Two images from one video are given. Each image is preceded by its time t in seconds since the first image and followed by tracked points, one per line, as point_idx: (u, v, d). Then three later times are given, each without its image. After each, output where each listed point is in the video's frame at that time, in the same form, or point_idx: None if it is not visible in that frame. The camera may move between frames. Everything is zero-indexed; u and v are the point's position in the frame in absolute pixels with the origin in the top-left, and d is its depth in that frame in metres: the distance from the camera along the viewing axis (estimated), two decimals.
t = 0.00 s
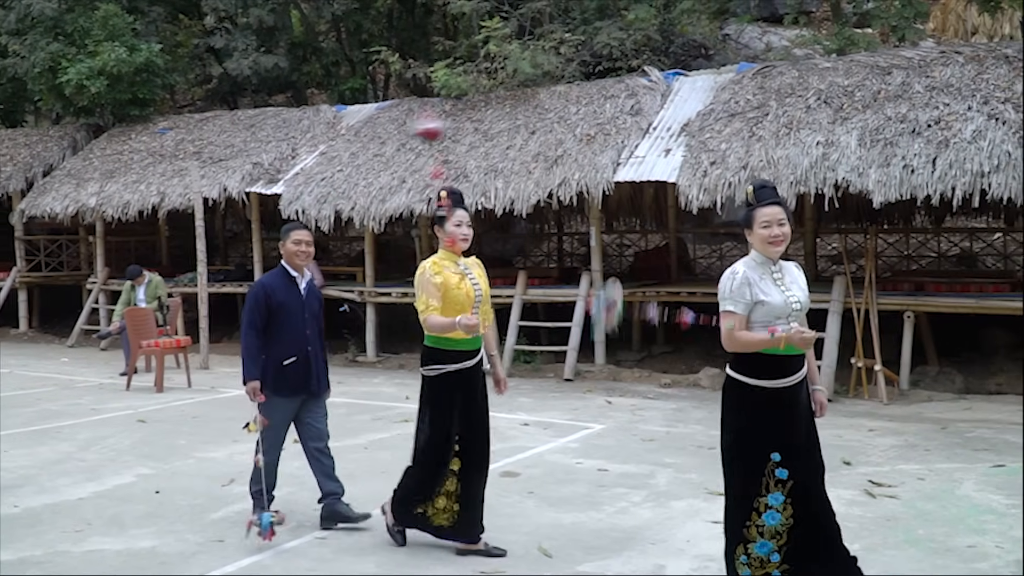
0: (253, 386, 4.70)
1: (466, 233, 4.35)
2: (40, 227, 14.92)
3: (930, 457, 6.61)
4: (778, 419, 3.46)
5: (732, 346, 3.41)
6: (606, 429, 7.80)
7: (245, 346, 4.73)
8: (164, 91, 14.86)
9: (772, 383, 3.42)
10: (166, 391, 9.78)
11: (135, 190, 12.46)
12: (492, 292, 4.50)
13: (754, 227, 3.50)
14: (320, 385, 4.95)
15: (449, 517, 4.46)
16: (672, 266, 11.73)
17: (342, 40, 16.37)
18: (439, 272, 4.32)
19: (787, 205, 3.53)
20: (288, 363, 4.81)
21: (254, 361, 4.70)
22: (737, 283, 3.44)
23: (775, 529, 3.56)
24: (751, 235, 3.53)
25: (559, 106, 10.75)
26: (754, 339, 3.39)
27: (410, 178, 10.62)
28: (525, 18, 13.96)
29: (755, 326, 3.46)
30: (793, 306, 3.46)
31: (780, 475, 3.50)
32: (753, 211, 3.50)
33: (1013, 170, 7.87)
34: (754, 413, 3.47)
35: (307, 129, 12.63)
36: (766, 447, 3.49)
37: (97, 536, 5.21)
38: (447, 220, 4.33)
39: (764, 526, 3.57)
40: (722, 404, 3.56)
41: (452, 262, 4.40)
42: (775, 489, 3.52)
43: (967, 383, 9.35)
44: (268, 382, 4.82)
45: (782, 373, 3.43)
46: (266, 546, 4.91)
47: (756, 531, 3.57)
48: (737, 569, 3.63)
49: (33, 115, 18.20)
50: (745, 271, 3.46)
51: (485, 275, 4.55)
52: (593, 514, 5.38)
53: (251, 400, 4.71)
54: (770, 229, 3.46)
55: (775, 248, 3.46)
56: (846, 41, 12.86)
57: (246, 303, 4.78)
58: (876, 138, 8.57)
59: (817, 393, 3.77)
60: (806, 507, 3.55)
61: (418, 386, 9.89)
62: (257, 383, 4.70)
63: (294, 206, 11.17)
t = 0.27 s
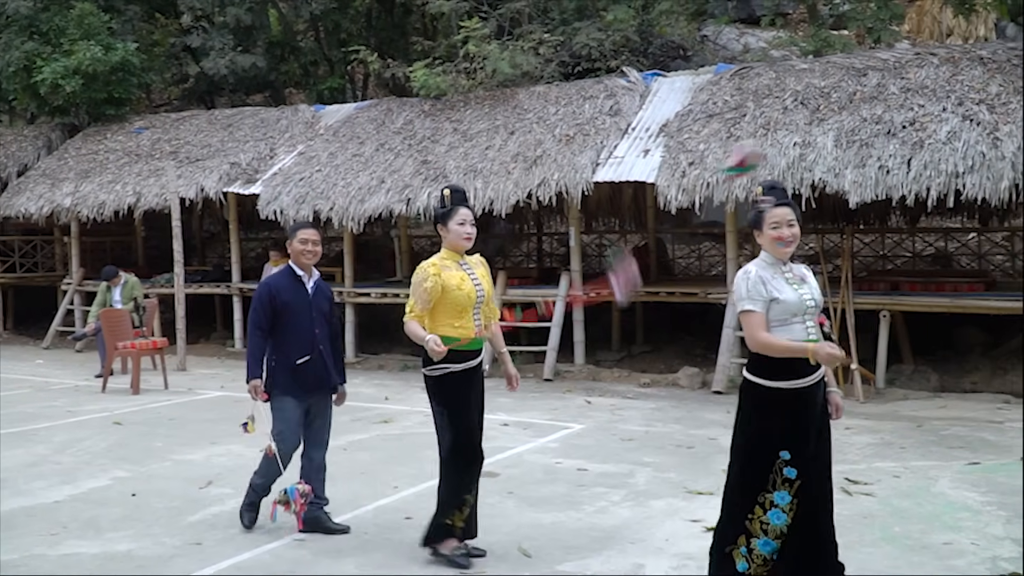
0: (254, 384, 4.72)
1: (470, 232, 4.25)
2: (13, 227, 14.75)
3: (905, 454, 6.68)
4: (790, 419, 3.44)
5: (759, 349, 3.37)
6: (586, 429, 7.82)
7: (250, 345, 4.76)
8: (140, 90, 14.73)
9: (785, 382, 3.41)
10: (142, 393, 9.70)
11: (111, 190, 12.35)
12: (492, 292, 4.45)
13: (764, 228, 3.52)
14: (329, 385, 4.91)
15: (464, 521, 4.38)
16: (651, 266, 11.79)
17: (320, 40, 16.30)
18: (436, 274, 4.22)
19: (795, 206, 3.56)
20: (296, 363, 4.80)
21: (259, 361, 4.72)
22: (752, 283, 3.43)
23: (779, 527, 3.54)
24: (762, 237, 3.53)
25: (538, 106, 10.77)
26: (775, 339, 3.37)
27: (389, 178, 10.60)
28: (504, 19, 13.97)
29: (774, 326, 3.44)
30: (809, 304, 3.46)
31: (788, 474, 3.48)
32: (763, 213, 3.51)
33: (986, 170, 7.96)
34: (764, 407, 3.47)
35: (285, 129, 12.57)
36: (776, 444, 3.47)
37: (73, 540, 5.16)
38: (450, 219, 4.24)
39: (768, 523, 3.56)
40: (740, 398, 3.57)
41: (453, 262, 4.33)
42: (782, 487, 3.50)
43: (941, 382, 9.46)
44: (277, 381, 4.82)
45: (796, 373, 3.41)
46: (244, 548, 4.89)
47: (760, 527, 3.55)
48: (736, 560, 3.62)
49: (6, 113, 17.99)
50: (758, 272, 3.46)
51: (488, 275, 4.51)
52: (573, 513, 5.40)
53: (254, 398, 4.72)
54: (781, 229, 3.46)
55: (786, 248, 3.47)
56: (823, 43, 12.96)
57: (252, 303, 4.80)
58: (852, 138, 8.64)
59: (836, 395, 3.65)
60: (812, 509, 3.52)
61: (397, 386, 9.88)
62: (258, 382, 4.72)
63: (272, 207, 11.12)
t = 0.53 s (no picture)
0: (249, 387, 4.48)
1: (468, 235, 4.17)
2: None
3: (879, 452, 6.75)
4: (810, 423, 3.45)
5: (761, 350, 3.37)
6: (563, 429, 7.83)
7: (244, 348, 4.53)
8: (113, 89, 14.58)
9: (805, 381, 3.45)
10: (115, 395, 9.60)
11: (83, 190, 12.21)
12: (491, 295, 4.34)
13: (774, 226, 3.50)
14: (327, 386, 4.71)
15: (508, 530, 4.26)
16: (627, 266, 11.84)
17: (296, 39, 16.21)
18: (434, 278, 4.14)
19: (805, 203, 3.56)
20: (293, 364, 4.60)
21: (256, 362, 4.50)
22: (763, 282, 3.43)
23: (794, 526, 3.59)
24: (771, 235, 3.52)
25: (514, 106, 10.78)
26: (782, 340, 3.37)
27: (365, 178, 10.57)
28: (481, 19, 13.97)
29: (783, 325, 3.45)
30: (820, 301, 3.46)
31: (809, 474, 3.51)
32: (774, 211, 3.50)
33: (958, 171, 8.07)
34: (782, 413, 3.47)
35: (260, 129, 12.49)
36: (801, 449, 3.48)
37: (45, 543, 5.10)
38: (449, 221, 4.17)
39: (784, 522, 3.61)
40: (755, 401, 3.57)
41: (452, 265, 4.23)
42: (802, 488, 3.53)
43: (913, 380, 9.57)
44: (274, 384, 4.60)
45: (812, 372, 3.46)
46: (220, 551, 4.85)
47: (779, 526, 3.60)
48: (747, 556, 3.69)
49: None
50: (770, 269, 3.45)
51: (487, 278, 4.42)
52: (549, 513, 5.40)
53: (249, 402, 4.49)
54: (793, 226, 3.46)
55: (795, 246, 3.47)
56: (797, 45, 13.07)
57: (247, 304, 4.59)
58: (826, 139, 8.71)
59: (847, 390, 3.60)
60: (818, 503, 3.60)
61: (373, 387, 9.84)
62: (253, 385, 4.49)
63: (246, 207, 11.05)
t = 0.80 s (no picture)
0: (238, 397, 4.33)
1: (474, 232, 4.09)
2: None
3: (852, 451, 6.80)
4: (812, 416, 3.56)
5: (755, 346, 3.42)
6: (538, 428, 7.83)
7: (234, 355, 4.39)
8: (84, 87, 14.44)
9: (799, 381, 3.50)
10: (87, 396, 9.51)
11: (54, 189, 12.08)
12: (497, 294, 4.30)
13: (774, 224, 3.56)
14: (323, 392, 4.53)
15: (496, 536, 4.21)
16: (602, 266, 11.88)
17: (269, 37, 16.12)
18: (447, 274, 4.09)
19: (806, 203, 3.62)
20: (287, 370, 4.43)
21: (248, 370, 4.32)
22: (761, 278, 3.47)
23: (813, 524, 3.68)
24: (771, 233, 3.58)
25: (490, 106, 10.77)
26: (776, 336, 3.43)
27: (339, 178, 10.54)
28: (456, 18, 13.95)
29: (780, 322, 3.50)
30: (817, 300, 3.54)
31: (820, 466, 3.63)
32: (775, 210, 3.56)
33: (929, 171, 8.15)
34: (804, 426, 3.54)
35: (234, 127, 12.41)
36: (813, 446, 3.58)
37: (16, 545, 5.04)
38: (452, 220, 4.10)
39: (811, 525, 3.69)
40: (753, 413, 3.64)
41: (459, 264, 4.17)
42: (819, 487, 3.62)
43: (886, 379, 9.66)
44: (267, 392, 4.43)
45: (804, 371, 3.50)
46: (193, 552, 4.82)
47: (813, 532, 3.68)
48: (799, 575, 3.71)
49: None
50: (770, 267, 3.49)
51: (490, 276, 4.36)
52: (525, 512, 5.40)
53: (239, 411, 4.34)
54: (792, 227, 3.52)
55: (793, 246, 3.52)
56: (770, 46, 13.15)
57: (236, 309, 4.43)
58: (799, 140, 8.77)
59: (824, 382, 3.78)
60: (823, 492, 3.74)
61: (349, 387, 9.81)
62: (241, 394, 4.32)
63: (220, 206, 10.98)
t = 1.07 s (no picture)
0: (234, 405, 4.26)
1: (476, 228, 4.07)
2: None
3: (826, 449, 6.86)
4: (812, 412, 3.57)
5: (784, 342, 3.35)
6: (515, 428, 7.83)
7: (231, 359, 4.29)
8: (58, 86, 14.30)
9: (800, 384, 3.50)
10: (61, 397, 9.42)
11: (27, 188, 11.96)
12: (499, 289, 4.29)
13: (782, 226, 3.56)
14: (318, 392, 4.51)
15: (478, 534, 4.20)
16: (580, 265, 11.93)
17: (245, 36, 16.04)
18: (450, 272, 4.06)
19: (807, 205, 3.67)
20: (284, 373, 4.38)
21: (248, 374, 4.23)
22: (780, 279, 3.43)
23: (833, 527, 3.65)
24: (778, 234, 3.58)
25: (466, 106, 10.77)
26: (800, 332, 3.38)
27: (316, 177, 10.51)
28: (432, 17, 13.93)
29: (794, 323, 3.48)
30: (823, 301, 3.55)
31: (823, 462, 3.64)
32: (782, 210, 3.57)
33: (902, 172, 8.23)
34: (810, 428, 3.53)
35: (209, 126, 12.33)
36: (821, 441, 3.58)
37: None
38: (455, 216, 4.08)
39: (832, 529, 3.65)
40: (755, 419, 3.58)
41: (461, 260, 4.14)
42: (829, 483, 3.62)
43: (860, 378, 9.74)
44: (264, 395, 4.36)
45: (801, 374, 3.50)
46: (169, 553, 4.78)
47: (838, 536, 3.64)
48: None
49: None
50: (785, 267, 3.47)
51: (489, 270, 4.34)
52: (501, 512, 5.40)
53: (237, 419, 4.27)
54: (801, 228, 3.54)
55: (802, 247, 3.55)
56: (746, 47, 13.22)
57: (230, 311, 4.30)
58: (774, 140, 8.83)
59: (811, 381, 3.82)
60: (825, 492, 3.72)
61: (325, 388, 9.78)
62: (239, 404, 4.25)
63: (195, 205, 10.92)
